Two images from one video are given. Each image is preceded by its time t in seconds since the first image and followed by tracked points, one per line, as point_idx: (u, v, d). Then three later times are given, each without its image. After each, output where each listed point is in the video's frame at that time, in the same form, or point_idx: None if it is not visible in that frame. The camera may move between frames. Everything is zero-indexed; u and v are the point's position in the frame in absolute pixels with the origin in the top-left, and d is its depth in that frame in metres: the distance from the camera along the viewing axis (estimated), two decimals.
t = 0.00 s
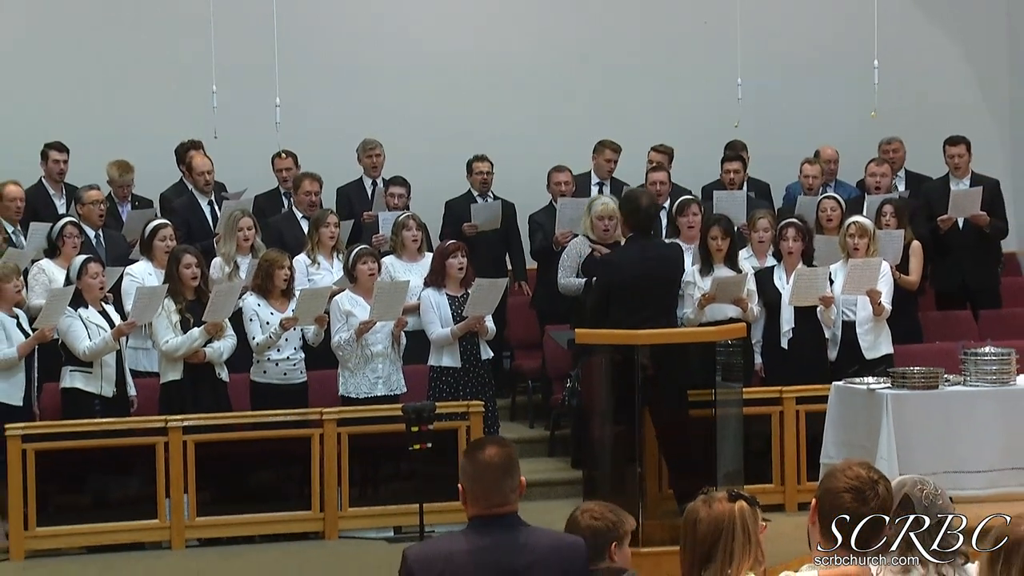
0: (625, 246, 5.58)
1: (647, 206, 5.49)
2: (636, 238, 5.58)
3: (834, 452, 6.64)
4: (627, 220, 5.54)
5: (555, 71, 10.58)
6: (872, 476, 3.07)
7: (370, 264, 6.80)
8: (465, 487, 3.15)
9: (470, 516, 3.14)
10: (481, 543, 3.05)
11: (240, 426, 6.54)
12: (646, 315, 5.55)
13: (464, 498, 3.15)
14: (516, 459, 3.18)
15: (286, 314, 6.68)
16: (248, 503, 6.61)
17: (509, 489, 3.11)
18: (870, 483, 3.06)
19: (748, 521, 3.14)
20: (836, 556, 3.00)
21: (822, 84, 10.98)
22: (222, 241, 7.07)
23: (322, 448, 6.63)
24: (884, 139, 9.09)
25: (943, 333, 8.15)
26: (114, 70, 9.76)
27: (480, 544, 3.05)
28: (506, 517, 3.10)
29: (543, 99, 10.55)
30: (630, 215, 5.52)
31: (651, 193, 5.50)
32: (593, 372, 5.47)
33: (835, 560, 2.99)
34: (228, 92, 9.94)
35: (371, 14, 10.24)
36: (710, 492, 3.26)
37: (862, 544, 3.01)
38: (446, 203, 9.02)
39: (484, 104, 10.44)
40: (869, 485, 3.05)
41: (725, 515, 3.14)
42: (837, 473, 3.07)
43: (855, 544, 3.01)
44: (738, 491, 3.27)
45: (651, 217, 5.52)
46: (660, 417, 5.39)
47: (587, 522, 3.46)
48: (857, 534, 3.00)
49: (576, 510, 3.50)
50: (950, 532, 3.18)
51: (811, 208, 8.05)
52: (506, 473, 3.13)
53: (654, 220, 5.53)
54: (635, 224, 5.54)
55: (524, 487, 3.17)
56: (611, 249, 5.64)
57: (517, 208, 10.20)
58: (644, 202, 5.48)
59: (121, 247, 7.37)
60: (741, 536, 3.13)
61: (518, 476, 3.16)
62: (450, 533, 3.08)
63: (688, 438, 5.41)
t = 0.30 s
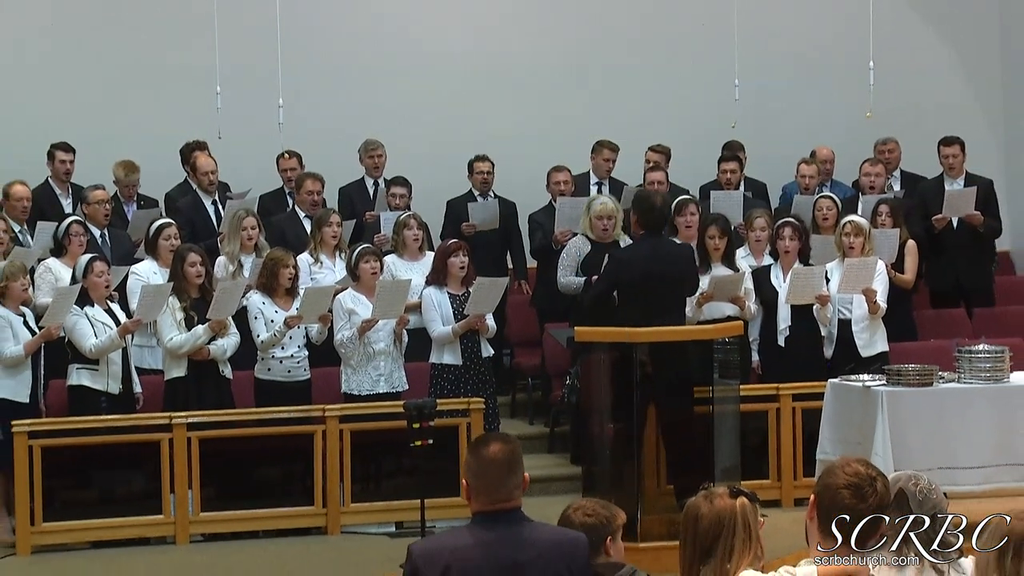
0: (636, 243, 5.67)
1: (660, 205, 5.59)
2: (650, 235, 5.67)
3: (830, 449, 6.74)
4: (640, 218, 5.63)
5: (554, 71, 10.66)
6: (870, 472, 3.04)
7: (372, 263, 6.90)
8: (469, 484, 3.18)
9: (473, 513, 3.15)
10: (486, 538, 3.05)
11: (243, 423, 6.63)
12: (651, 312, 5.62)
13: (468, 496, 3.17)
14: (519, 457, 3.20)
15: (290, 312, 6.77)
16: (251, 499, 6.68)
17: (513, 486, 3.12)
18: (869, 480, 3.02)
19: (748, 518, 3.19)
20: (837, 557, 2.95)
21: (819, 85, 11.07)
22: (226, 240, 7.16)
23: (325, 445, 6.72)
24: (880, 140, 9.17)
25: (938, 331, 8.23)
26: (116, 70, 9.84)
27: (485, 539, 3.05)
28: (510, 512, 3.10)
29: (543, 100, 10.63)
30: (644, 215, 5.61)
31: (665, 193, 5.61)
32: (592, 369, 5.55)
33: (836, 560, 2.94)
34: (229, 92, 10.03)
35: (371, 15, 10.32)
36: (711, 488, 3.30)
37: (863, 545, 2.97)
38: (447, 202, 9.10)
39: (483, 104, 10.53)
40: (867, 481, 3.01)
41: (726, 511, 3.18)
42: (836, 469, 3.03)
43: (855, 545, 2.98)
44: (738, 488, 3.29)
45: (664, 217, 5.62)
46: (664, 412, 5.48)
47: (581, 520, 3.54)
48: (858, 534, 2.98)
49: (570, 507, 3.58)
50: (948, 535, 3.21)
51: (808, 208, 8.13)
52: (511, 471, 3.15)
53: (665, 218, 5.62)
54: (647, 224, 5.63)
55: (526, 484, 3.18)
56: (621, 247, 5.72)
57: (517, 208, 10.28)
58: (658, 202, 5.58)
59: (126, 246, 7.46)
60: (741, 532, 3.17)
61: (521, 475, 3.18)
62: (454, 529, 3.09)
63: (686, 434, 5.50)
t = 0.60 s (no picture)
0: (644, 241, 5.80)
1: (669, 205, 5.75)
2: (659, 234, 5.81)
3: (827, 446, 6.83)
4: (650, 218, 5.78)
5: (554, 73, 10.75)
6: (868, 470, 3.08)
7: (375, 263, 7.01)
8: (474, 480, 3.23)
9: (477, 508, 3.21)
10: (490, 533, 3.11)
11: (248, 421, 6.72)
12: (654, 310, 5.71)
13: (472, 491, 3.24)
14: (523, 452, 3.27)
15: (295, 311, 6.87)
16: (257, 496, 6.78)
17: (516, 482, 3.19)
18: (867, 478, 3.06)
19: (749, 515, 3.28)
20: (836, 556, 3.00)
21: (817, 87, 11.15)
22: (231, 241, 7.25)
23: (329, 442, 6.81)
24: (876, 141, 9.26)
25: (934, 330, 8.32)
26: (118, 71, 9.93)
27: (489, 533, 3.11)
28: (514, 508, 3.17)
29: (543, 101, 10.72)
30: (654, 214, 5.75)
31: (673, 193, 5.76)
32: (592, 368, 5.63)
33: (834, 560, 2.99)
34: (231, 92, 10.11)
35: (370, 15, 10.40)
36: (714, 486, 3.39)
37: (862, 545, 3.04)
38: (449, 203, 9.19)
39: (482, 104, 10.62)
40: (866, 480, 3.06)
41: (728, 508, 3.27)
42: (835, 467, 3.07)
43: (853, 544, 3.04)
44: (741, 486, 3.38)
45: (674, 218, 5.78)
46: (666, 412, 5.55)
47: (594, 517, 3.55)
48: (857, 534, 3.03)
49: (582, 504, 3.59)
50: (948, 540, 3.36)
51: (805, 209, 8.22)
52: (514, 466, 3.21)
53: (674, 219, 5.78)
54: (657, 224, 5.79)
55: (530, 481, 3.24)
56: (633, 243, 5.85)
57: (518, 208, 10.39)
58: (668, 202, 5.73)
59: (133, 246, 7.56)
60: (743, 528, 3.25)
61: (525, 470, 3.24)
62: (459, 525, 3.15)
63: (686, 432, 5.58)
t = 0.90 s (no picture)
0: (649, 241, 5.85)
1: (671, 205, 5.76)
2: (662, 234, 5.86)
3: (829, 444, 6.91)
4: (656, 219, 5.80)
5: (558, 75, 10.84)
6: (869, 468, 3.17)
7: (384, 263, 7.08)
8: (480, 477, 3.23)
9: (484, 506, 3.21)
10: (496, 532, 3.12)
11: (258, 419, 6.80)
12: (656, 309, 5.79)
13: (478, 489, 3.24)
14: (529, 449, 3.26)
15: (304, 311, 6.97)
16: (266, 492, 6.89)
17: (522, 480, 3.19)
18: (868, 476, 3.14)
19: (753, 513, 3.35)
20: (835, 555, 3.07)
21: (819, 89, 11.25)
22: (242, 241, 7.35)
23: (337, 440, 6.91)
24: (878, 143, 9.35)
25: (935, 329, 8.41)
26: (122, 72, 10.01)
27: (495, 533, 3.12)
28: (519, 506, 3.18)
29: (547, 103, 10.81)
30: (660, 216, 5.78)
31: (675, 193, 5.78)
32: (597, 366, 5.73)
33: (832, 559, 3.07)
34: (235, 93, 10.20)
35: (371, 15, 10.48)
36: (717, 484, 3.47)
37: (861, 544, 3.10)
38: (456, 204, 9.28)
39: (484, 104, 10.70)
40: (867, 478, 3.13)
41: (732, 505, 3.34)
42: (836, 464, 3.14)
43: (853, 544, 3.11)
44: (745, 485, 3.47)
45: (679, 218, 5.79)
46: (669, 411, 5.64)
47: (631, 510, 3.53)
48: (857, 534, 3.10)
49: (612, 497, 3.58)
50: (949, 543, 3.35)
51: (808, 210, 8.32)
52: (520, 464, 3.21)
53: (679, 219, 5.80)
54: (663, 225, 5.82)
55: (536, 478, 3.25)
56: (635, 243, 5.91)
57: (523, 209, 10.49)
58: (674, 203, 5.76)
59: (145, 246, 7.66)
60: (746, 525, 3.34)
61: (530, 467, 3.24)
62: (465, 523, 3.16)
63: (689, 430, 5.66)
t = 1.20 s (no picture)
0: (650, 244, 5.92)
1: (675, 206, 5.86)
2: (665, 236, 5.95)
3: (832, 442, 6.99)
4: (659, 220, 5.89)
5: (561, 76, 10.93)
6: (871, 467, 3.15)
7: (392, 263, 7.17)
8: (486, 476, 3.32)
9: (490, 503, 3.30)
10: (501, 529, 3.21)
11: (268, 417, 6.90)
12: (660, 310, 5.88)
13: (484, 487, 3.33)
14: (533, 448, 3.36)
15: (313, 310, 7.06)
16: (276, 489, 6.98)
17: (526, 478, 3.28)
18: (870, 474, 3.12)
19: (755, 510, 3.37)
20: (837, 556, 3.04)
21: (820, 90, 11.34)
22: (252, 241, 7.45)
23: (346, 438, 7.00)
24: (880, 146, 9.46)
25: (935, 329, 8.50)
26: (127, 72, 10.09)
27: (500, 530, 3.21)
28: (525, 503, 3.26)
29: (550, 104, 10.91)
30: (664, 217, 5.88)
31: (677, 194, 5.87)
32: (602, 365, 5.79)
33: (835, 560, 3.04)
34: (239, 93, 10.29)
35: (373, 16, 10.57)
36: (721, 482, 3.48)
37: (862, 545, 3.08)
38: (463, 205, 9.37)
39: (486, 104, 10.79)
40: (868, 475, 3.12)
41: (733, 503, 3.36)
42: (838, 462, 3.14)
43: (854, 544, 3.09)
44: (747, 483, 3.49)
45: (682, 220, 5.89)
46: (673, 409, 5.72)
47: (668, 506, 3.57)
48: (857, 534, 3.08)
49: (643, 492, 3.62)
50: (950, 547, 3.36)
51: (811, 211, 8.41)
52: (524, 462, 3.30)
53: (682, 219, 5.89)
54: (666, 226, 5.91)
55: (540, 476, 3.33)
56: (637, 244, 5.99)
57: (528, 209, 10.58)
58: (677, 204, 5.86)
59: (156, 247, 7.76)
60: (748, 525, 3.36)
61: (535, 465, 3.33)
62: (472, 520, 3.25)
63: (693, 428, 5.75)
